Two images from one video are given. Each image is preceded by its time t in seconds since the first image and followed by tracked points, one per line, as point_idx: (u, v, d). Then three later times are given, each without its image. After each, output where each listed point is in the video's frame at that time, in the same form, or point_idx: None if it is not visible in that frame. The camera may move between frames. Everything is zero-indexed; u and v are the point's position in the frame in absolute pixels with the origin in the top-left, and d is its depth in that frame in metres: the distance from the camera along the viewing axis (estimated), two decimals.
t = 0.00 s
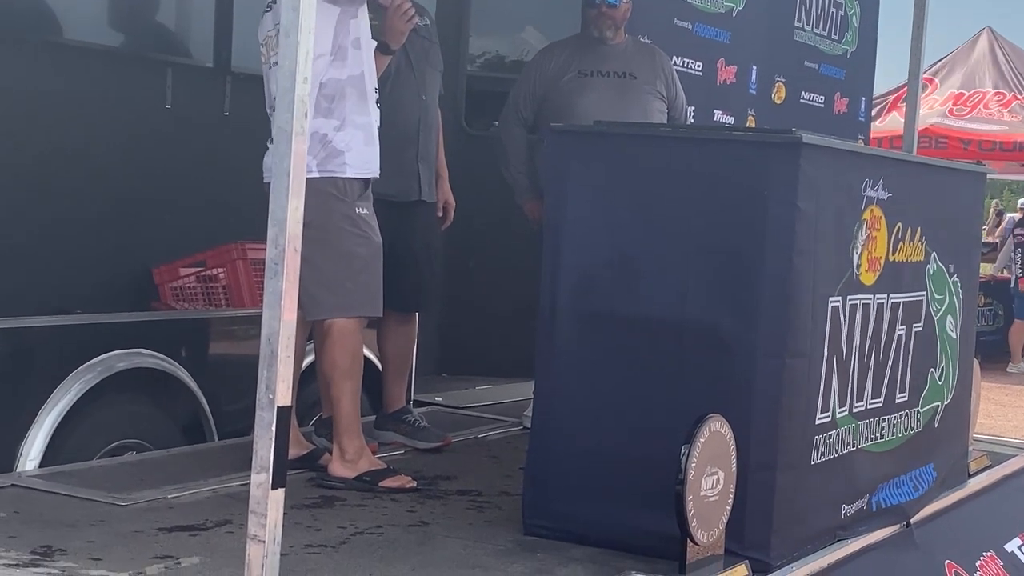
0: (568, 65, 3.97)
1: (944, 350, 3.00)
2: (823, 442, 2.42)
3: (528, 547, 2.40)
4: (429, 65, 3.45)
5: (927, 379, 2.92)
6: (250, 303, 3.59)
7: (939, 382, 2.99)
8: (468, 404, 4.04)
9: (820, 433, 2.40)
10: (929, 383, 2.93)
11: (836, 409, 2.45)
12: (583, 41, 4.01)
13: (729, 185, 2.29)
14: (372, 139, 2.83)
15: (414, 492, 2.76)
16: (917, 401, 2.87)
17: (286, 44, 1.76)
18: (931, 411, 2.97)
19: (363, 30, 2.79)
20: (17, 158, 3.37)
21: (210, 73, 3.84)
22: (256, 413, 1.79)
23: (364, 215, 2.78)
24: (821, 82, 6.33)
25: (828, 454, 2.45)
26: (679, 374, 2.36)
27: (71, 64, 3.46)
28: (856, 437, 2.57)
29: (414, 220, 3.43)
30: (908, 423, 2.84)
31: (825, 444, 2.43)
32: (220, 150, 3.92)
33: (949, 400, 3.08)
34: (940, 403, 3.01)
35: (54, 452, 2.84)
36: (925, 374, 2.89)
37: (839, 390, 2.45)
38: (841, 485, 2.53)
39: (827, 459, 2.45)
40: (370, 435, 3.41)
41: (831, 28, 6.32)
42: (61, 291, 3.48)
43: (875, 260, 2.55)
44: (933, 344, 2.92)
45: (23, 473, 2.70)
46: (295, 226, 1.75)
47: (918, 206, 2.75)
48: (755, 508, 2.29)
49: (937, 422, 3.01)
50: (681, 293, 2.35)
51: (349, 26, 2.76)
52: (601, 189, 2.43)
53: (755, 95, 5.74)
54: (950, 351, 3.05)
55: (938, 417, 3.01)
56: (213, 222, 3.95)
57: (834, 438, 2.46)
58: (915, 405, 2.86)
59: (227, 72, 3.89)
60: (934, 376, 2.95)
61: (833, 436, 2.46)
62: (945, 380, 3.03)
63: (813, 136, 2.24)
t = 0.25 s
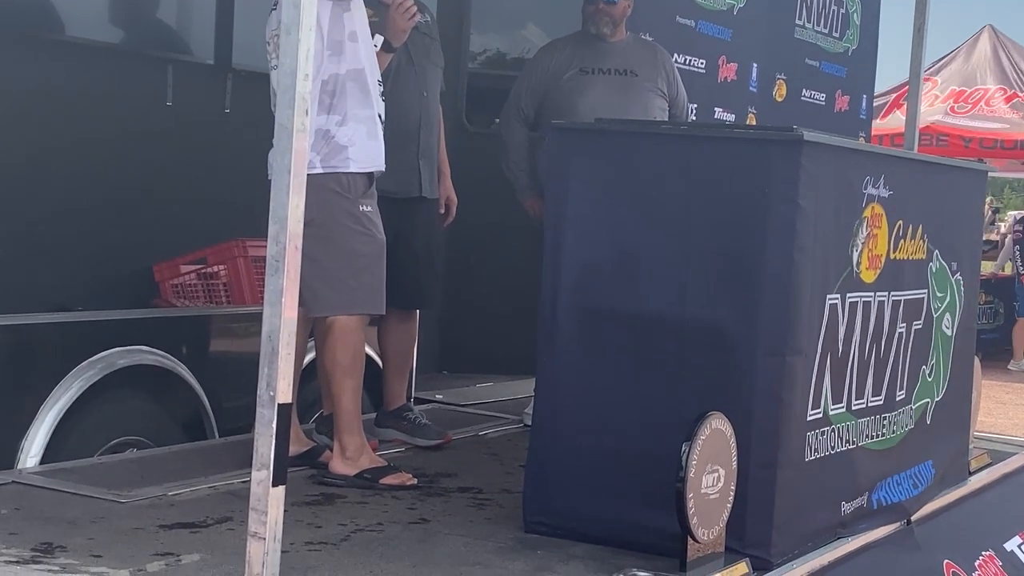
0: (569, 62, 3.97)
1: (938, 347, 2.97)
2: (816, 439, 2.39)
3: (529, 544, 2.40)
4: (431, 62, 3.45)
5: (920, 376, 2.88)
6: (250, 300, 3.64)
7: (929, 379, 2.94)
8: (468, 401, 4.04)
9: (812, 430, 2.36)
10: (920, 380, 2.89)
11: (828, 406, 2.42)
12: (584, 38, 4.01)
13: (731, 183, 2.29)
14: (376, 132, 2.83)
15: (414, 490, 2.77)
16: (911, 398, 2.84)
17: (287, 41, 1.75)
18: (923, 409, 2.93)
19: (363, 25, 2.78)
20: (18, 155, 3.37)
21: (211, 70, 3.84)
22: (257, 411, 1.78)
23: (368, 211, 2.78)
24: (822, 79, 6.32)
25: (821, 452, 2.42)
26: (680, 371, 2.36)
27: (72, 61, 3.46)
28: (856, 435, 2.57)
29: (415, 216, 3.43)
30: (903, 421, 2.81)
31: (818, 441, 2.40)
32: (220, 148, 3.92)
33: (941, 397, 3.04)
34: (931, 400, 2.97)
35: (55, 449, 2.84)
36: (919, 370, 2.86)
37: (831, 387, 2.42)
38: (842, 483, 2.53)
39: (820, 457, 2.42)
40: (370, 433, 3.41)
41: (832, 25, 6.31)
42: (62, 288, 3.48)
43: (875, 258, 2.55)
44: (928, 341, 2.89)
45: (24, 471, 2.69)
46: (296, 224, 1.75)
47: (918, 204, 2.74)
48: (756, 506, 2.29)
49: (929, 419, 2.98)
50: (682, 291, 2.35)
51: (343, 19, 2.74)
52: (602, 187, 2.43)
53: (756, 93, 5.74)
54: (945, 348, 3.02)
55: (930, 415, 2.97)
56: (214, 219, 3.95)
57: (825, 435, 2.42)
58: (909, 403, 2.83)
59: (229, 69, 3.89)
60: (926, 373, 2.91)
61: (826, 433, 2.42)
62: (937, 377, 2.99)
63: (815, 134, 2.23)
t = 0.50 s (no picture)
0: (571, 61, 3.97)
1: (940, 345, 2.97)
2: (820, 438, 2.39)
3: (531, 543, 2.40)
4: (432, 61, 3.46)
5: (923, 375, 2.88)
6: (251, 298, 3.64)
7: (932, 378, 2.95)
8: (469, 400, 4.04)
9: (816, 428, 2.37)
10: (923, 378, 2.89)
11: (832, 404, 2.43)
12: (585, 36, 4.01)
13: (732, 181, 2.29)
14: (374, 130, 2.82)
15: (416, 488, 2.77)
16: (913, 397, 2.84)
17: (288, 39, 1.75)
18: (926, 408, 2.93)
19: (360, 23, 2.78)
20: (19, 153, 3.37)
21: (212, 68, 3.84)
22: (258, 409, 1.78)
23: (369, 209, 2.77)
24: (823, 78, 6.32)
25: (824, 450, 2.43)
26: (681, 369, 2.36)
27: (73, 59, 3.46)
28: (857, 433, 2.57)
29: (416, 215, 3.42)
30: (906, 419, 2.81)
31: (821, 439, 2.41)
32: (222, 146, 3.92)
33: (943, 396, 3.03)
34: (933, 398, 2.97)
35: (56, 447, 2.84)
36: (921, 369, 2.86)
37: (835, 385, 2.43)
38: (843, 482, 2.53)
39: (824, 455, 2.43)
40: (371, 431, 3.41)
41: (833, 24, 6.31)
42: (63, 287, 3.48)
43: (876, 256, 2.54)
44: (930, 340, 2.90)
45: (26, 469, 2.69)
46: (297, 222, 1.75)
47: (920, 202, 2.74)
48: (757, 504, 2.29)
49: (931, 418, 2.98)
50: (684, 289, 2.35)
51: (336, 18, 2.75)
52: (603, 186, 2.43)
53: (757, 92, 5.74)
54: (947, 347, 3.02)
55: (932, 414, 2.98)
56: (215, 217, 3.94)
57: (829, 434, 2.43)
58: (912, 401, 2.84)
59: (230, 67, 3.89)
60: (929, 372, 2.91)
61: (829, 431, 2.43)
62: (939, 375, 2.99)
63: (817, 133, 2.23)
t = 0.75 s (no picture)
0: (574, 60, 3.97)
1: (943, 344, 2.97)
2: (826, 438, 2.40)
3: (535, 542, 2.40)
4: (435, 60, 3.46)
5: (926, 375, 2.88)
6: (254, 298, 3.64)
7: (936, 377, 2.95)
8: (471, 399, 4.04)
9: (823, 428, 2.38)
10: (927, 378, 2.89)
11: (838, 405, 2.44)
12: (588, 36, 4.00)
13: (736, 180, 2.29)
14: (376, 131, 2.82)
15: (418, 487, 2.77)
16: (917, 396, 2.84)
17: (292, 39, 1.75)
18: (929, 407, 2.94)
19: (363, 25, 2.79)
20: (22, 153, 3.37)
21: (215, 68, 3.84)
22: (262, 409, 1.77)
23: (372, 209, 2.78)
24: (825, 77, 6.31)
25: (831, 450, 2.44)
26: (685, 368, 2.35)
27: (76, 58, 3.46)
28: (860, 433, 2.57)
29: (419, 214, 3.42)
30: (909, 419, 2.81)
31: (827, 439, 2.42)
32: (224, 146, 3.92)
33: (945, 397, 3.03)
34: (937, 398, 2.97)
35: (59, 447, 2.84)
36: (925, 369, 2.86)
37: (841, 385, 2.43)
38: (847, 481, 2.53)
39: (830, 455, 2.43)
40: (374, 430, 3.41)
41: (836, 23, 6.30)
42: (66, 287, 3.48)
43: (880, 255, 2.54)
44: (934, 339, 2.90)
45: (29, 469, 2.70)
46: (301, 222, 1.75)
47: (923, 202, 2.74)
48: (761, 504, 2.29)
49: (935, 417, 2.98)
50: (687, 288, 2.35)
51: (344, 20, 2.76)
52: (606, 185, 2.43)
53: (759, 90, 5.74)
54: (951, 346, 3.02)
55: (936, 413, 2.98)
56: (217, 216, 3.94)
57: (835, 434, 2.44)
58: (915, 401, 2.84)
59: (233, 67, 3.89)
60: (933, 371, 2.92)
61: (835, 431, 2.44)
62: (943, 375, 2.99)
63: (821, 132, 2.23)
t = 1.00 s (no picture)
0: (576, 57, 3.97)
1: (947, 341, 2.96)
2: (829, 435, 2.40)
3: (538, 539, 2.40)
4: (437, 57, 3.47)
5: (930, 372, 2.88)
6: (256, 295, 3.63)
7: (940, 374, 2.95)
8: (474, 396, 4.04)
9: (827, 425, 2.38)
10: (931, 375, 2.89)
11: (842, 402, 2.44)
12: (590, 33, 4.00)
13: (738, 177, 2.29)
14: (380, 132, 2.81)
15: (421, 485, 2.77)
16: (920, 393, 2.84)
17: (295, 36, 1.74)
18: (933, 404, 2.94)
19: (367, 23, 2.78)
20: (24, 151, 3.37)
21: (217, 65, 3.84)
22: (266, 406, 1.77)
23: (376, 206, 2.78)
24: (827, 74, 6.30)
25: (834, 447, 2.44)
26: (687, 365, 2.35)
27: (79, 56, 3.45)
28: (864, 430, 2.56)
29: (421, 212, 3.42)
30: (913, 416, 2.81)
31: (831, 436, 2.42)
32: (226, 144, 3.92)
33: (949, 394, 3.03)
34: (941, 395, 2.97)
35: (62, 445, 2.84)
36: (928, 366, 2.86)
37: (845, 382, 2.43)
38: (850, 479, 2.53)
39: (833, 452, 2.43)
40: (377, 428, 3.41)
41: (838, 20, 6.29)
42: (69, 284, 3.48)
43: (883, 252, 2.54)
44: (937, 336, 2.89)
45: (32, 466, 2.71)
46: (304, 218, 1.75)
47: (926, 198, 2.74)
48: (764, 501, 2.29)
49: (938, 414, 2.98)
50: (690, 285, 2.34)
51: (351, 20, 2.75)
52: (609, 182, 2.43)
53: (762, 88, 5.73)
54: (954, 343, 3.02)
55: (939, 410, 2.98)
56: (220, 214, 3.94)
57: (838, 431, 2.44)
58: (919, 397, 2.83)
59: (235, 65, 3.89)
60: (936, 368, 2.91)
61: (838, 428, 2.44)
62: (947, 372, 2.99)
63: (824, 128, 2.23)
